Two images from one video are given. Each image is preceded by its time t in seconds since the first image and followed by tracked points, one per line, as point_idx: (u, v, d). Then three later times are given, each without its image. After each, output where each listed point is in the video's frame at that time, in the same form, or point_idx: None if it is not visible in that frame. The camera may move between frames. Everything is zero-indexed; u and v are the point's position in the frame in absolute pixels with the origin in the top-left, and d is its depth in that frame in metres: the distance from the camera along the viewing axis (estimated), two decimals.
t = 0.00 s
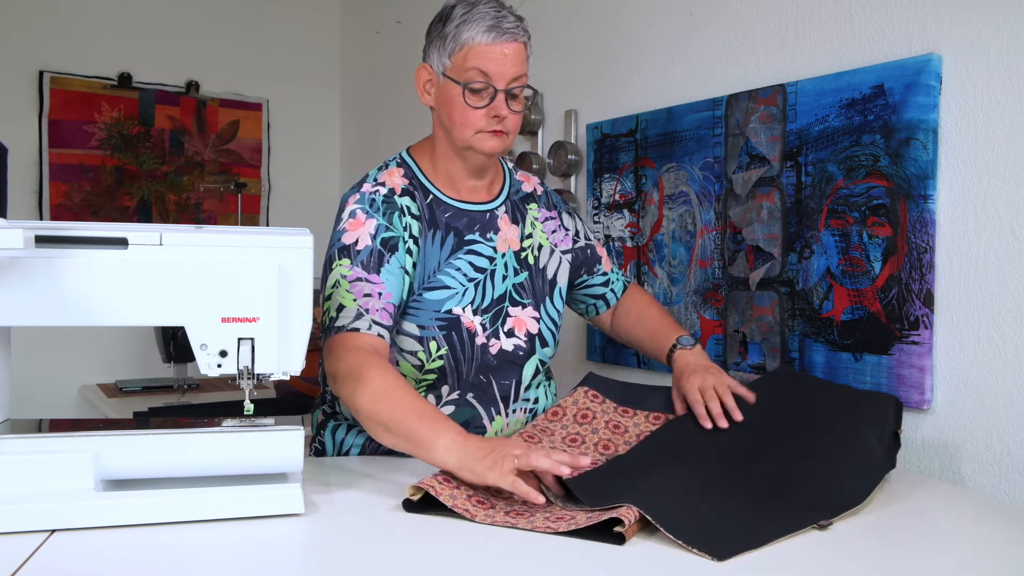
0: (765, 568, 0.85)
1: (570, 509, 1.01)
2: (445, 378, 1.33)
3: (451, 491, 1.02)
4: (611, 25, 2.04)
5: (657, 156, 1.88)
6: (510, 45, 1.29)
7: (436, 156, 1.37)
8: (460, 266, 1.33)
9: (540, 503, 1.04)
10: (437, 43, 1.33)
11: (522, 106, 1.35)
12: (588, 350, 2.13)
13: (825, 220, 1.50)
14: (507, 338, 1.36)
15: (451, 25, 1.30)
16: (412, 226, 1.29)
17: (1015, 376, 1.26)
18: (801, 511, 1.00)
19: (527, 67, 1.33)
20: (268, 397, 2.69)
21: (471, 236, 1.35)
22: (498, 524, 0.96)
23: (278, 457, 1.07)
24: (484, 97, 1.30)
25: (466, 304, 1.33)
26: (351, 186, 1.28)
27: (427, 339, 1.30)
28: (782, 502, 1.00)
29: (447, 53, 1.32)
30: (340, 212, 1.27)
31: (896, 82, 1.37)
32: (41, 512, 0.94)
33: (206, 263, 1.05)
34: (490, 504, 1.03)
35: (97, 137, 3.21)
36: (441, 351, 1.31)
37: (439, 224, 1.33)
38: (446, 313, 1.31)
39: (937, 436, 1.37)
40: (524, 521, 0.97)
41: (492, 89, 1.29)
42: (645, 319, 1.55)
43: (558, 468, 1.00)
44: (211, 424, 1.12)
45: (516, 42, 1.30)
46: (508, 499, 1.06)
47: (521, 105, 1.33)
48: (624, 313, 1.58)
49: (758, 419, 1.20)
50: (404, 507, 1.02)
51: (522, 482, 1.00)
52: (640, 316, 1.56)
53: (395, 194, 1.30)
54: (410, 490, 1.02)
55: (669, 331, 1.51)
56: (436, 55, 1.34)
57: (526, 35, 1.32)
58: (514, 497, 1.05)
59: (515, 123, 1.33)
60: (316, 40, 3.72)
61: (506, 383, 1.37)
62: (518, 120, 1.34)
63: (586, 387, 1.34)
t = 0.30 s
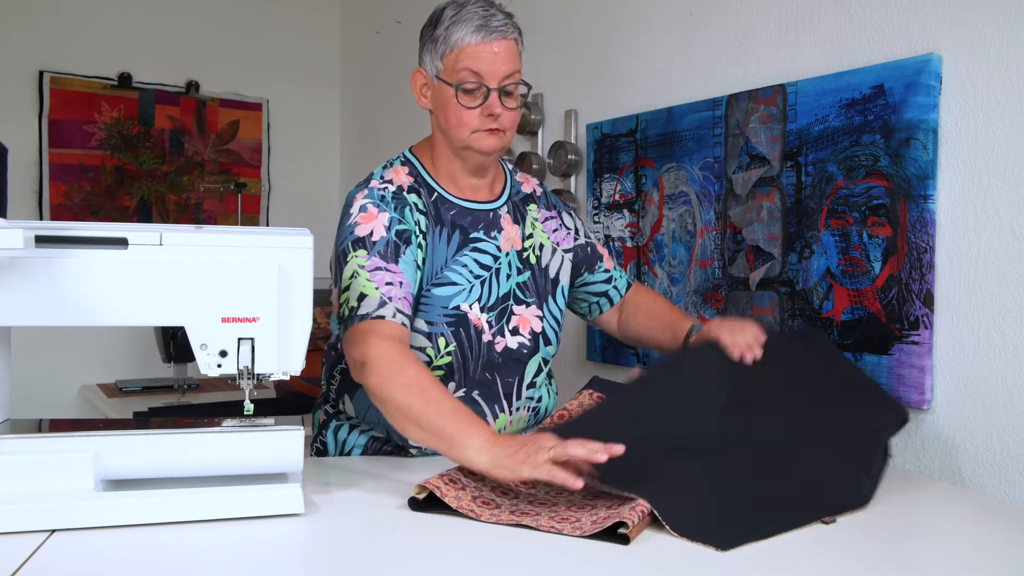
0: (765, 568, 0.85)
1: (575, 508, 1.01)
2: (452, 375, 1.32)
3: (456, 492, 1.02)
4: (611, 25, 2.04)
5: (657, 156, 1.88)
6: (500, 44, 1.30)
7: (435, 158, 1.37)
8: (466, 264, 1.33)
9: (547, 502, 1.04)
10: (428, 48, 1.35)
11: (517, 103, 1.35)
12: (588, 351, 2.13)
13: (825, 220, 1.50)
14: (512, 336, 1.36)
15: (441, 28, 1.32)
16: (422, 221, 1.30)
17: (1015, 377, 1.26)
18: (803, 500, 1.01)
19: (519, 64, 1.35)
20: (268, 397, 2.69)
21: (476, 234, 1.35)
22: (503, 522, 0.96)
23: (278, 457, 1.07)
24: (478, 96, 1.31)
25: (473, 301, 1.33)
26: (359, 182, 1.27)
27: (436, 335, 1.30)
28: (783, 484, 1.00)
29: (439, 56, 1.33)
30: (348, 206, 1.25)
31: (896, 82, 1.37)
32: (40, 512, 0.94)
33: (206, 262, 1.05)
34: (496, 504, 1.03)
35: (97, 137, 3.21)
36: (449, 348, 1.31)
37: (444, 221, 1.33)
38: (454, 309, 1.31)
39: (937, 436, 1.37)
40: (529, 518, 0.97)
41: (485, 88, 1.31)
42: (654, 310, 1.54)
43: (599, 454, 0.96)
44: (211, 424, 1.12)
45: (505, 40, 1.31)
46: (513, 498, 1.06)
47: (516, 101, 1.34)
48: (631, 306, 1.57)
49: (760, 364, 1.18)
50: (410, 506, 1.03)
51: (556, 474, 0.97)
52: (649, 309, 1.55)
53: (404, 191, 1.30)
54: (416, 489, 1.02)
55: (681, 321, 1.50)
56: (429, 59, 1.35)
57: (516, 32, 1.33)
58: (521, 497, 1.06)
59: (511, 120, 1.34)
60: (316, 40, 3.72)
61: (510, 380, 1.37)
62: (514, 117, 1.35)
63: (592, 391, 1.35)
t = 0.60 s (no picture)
0: (765, 567, 0.85)
1: (573, 506, 1.01)
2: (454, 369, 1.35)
3: (455, 490, 1.03)
4: (611, 25, 2.04)
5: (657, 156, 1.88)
6: (482, 41, 1.28)
7: (430, 158, 1.37)
8: (466, 258, 1.35)
9: (545, 501, 1.04)
10: (412, 48, 1.33)
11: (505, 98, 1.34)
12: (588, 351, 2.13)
13: (825, 220, 1.50)
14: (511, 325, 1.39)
15: (423, 28, 1.30)
16: (418, 217, 1.30)
17: (1015, 376, 1.26)
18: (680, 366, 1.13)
19: (504, 58, 1.32)
20: (268, 397, 2.69)
21: (474, 227, 1.36)
22: (501, 522, 0.96)
23: (279, 457, 1.07)
24: (464, 96, 1.30)
25: (474, 294, 1.35)
26: (354, 184, 1.28)
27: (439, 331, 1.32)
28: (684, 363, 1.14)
29: (423, 57, 1.32)
30: (344, 208, 1.26)
31: (896, 82, 1.37)
32: (40, 512, 0.94)
33: (206, 263, 1.05)
34: (495, 502, 1.03)
35: (97, 137, 3.21)
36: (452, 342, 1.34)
37: (441, 218, 1.34)
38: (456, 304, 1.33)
39: (937, 436, 1.37)
40: (528, 519, 0.97)
41: (470, 88, 1.29)
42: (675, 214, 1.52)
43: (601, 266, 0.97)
44: (211, 424, 1.12)
45: (488, 36, 1.29)
46: (513, 497, 1.06)
47: (503, 97, 1.32)
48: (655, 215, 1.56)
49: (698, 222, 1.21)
50: (410, 506, 1.03)
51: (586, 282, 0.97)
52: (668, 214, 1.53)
53: (398, 190, 1.31)
54: (416, 489, 1.03)
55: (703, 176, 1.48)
56: (413, 60, 1.34)
57: (498, 27, 1.30)
58: (520, 495, 1.06)
59: (499, 116, 1.32)
60: (317, 41, 3.72)
61: (512, 371, 1.40)
62: (503, 112, 1.33)
63: (591, 390, 1.42)
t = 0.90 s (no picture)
0: (765, 566, 0.85)
1: (573, 507, 1.01)
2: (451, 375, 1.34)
3: (455, 490, 1.03)
4: (611, 25, 2.04)
5: (657, 156, 1.88)
6: (459, 39, 1.28)
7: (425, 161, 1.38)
8: (461, 262, 1.33)
9: (545, 502, 1.04)
10: (393, 56, 1.34)
11: (490, 94, 1.33)
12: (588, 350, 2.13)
13: (825, 220, 1.50)
14: (510, 329, 1.37)
15: (401, 34, 1.31)
16: (412, 220, 1.30)
17: (1015, 377, 1.26)
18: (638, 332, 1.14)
19: (484, 53, 1.32)
20: (268, 397, 2.68)
21: (470, 231, 1.35)
22: (502, 523, 0.96)
23: (279, 457, 1.07)
24: (448, 97, 1.30)
25: (471, 298, 1.34)
26: (350, 188, 1.28)
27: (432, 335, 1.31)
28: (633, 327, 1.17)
29: (404, 64, 1.32)
30: (341, 212, 1.26)
31: (896, 82, 1.37)
32: (40, 512, 0.94)
33: (206, 263, 1.05)
34: (494, 502, 1.03)
35: (97, 137, 3.21)
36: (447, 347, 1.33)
37: (437, 221, 1.33)
38: (451, 308, 1.32)
39: (937, 436, 1.37)
40: (528, 519, 0.97)
41: (453, 88, 1.29)
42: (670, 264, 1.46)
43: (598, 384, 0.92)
44: (211, 424, 1.12)
45: (464, 34, 1.29)
46: (513, 498, 1.06)
47: (487, 93, 1.32)
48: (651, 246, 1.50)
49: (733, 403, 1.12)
50: (410, 506, 1.03)
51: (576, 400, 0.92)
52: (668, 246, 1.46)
53: (394, 194, 1.31)
54: (417, 489, 1.02)
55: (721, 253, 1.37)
56: (396, 67, 1.35)
57: (474, 23, 1.30)
58: (520, 496, 1.06)
59: (486, 112, 1.33)
60: (317, 41, 3.72)
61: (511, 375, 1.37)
62: (490, 108, 1.33)
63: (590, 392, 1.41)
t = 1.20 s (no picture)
0: (765, 566, 0.85)
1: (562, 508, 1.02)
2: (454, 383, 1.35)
3: (448, 489, 1.04)
4: (611, 25, 2.04)
5: (657, 156, 1.88)
6: (457, 43, 1.27)
7: (431, 165, 1.38)
8: (465, 268, 1.33)
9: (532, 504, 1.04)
10: (395, 62, 1.34)
11: (493, 97, 1.32)
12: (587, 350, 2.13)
13: (825, 220, 1.50)
14: (516, 338, 1.37)
15: (400, 41, 1.30)
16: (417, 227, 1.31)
17: (1016, 376, 1.26)
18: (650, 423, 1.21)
19: (485, 56, 1.31)
20: (268, 397, 2.68)
21: (474, 237, 1.35)
22: (491, 522, 0.97)
23: (279, 457, 1.07)
24: (449, 104, 1.30)
25: (475, 306, 1.33)
26: (355, 193, 1.29)
27: (436, 342, 1.33)
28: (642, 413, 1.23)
29: (404, 70, 1.32)
30: (346, 219, 1.27)
31: (896, 83, 1.37)
32: (40, 513, 0.94)
33: (206, 263, 1.05)
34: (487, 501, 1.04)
35: (97, 137, 3.21)
36: (450, 355, 1.33)
37: (441, 226, 1.34)
38: (454, 315, 1.32)
39: (937, 436, 1.37)
40: (518, 519, 0.98)
41: (453, 94, 1.29)
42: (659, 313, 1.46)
43: (583, 477, 0.93)
44: (211, 424, 1.12)
45: (463, 37, 1.27)
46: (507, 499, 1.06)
47: (489, 97, 1.31)
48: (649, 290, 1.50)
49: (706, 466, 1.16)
50: (409, 506, 1.03)
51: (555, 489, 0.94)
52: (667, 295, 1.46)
53: (399, 199, 1.32)
54: (411, 489, 1.03)
55: (714, 332, 1.36)
56: (398, 73, 1.34)
57: (473, 25, 1.28)
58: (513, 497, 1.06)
59: (488, 117, 1.31)
60: (317, 40, 3.72)
61: (516, 384, 1.38)
62: (492, 112, 1.32)
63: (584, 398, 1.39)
